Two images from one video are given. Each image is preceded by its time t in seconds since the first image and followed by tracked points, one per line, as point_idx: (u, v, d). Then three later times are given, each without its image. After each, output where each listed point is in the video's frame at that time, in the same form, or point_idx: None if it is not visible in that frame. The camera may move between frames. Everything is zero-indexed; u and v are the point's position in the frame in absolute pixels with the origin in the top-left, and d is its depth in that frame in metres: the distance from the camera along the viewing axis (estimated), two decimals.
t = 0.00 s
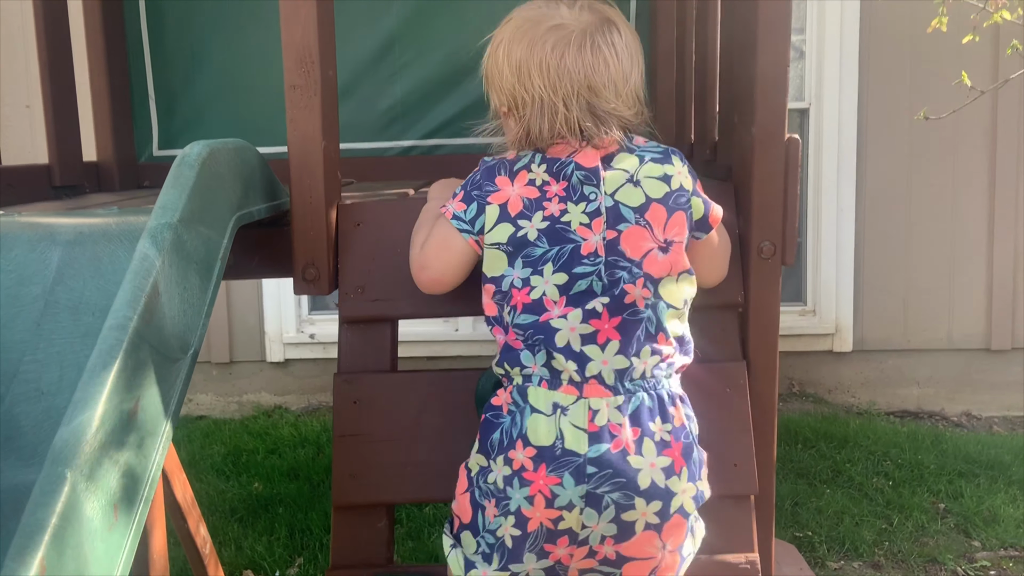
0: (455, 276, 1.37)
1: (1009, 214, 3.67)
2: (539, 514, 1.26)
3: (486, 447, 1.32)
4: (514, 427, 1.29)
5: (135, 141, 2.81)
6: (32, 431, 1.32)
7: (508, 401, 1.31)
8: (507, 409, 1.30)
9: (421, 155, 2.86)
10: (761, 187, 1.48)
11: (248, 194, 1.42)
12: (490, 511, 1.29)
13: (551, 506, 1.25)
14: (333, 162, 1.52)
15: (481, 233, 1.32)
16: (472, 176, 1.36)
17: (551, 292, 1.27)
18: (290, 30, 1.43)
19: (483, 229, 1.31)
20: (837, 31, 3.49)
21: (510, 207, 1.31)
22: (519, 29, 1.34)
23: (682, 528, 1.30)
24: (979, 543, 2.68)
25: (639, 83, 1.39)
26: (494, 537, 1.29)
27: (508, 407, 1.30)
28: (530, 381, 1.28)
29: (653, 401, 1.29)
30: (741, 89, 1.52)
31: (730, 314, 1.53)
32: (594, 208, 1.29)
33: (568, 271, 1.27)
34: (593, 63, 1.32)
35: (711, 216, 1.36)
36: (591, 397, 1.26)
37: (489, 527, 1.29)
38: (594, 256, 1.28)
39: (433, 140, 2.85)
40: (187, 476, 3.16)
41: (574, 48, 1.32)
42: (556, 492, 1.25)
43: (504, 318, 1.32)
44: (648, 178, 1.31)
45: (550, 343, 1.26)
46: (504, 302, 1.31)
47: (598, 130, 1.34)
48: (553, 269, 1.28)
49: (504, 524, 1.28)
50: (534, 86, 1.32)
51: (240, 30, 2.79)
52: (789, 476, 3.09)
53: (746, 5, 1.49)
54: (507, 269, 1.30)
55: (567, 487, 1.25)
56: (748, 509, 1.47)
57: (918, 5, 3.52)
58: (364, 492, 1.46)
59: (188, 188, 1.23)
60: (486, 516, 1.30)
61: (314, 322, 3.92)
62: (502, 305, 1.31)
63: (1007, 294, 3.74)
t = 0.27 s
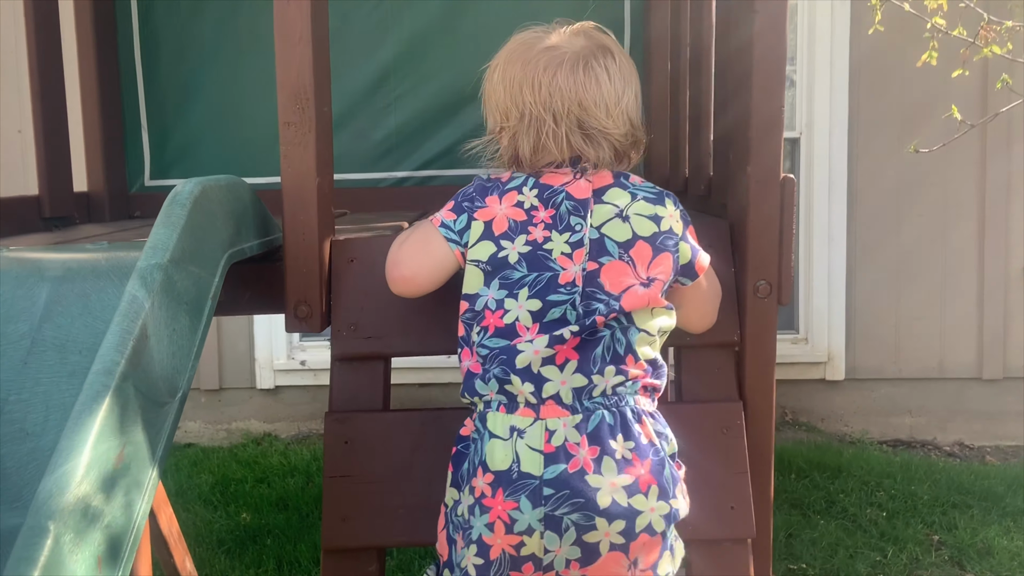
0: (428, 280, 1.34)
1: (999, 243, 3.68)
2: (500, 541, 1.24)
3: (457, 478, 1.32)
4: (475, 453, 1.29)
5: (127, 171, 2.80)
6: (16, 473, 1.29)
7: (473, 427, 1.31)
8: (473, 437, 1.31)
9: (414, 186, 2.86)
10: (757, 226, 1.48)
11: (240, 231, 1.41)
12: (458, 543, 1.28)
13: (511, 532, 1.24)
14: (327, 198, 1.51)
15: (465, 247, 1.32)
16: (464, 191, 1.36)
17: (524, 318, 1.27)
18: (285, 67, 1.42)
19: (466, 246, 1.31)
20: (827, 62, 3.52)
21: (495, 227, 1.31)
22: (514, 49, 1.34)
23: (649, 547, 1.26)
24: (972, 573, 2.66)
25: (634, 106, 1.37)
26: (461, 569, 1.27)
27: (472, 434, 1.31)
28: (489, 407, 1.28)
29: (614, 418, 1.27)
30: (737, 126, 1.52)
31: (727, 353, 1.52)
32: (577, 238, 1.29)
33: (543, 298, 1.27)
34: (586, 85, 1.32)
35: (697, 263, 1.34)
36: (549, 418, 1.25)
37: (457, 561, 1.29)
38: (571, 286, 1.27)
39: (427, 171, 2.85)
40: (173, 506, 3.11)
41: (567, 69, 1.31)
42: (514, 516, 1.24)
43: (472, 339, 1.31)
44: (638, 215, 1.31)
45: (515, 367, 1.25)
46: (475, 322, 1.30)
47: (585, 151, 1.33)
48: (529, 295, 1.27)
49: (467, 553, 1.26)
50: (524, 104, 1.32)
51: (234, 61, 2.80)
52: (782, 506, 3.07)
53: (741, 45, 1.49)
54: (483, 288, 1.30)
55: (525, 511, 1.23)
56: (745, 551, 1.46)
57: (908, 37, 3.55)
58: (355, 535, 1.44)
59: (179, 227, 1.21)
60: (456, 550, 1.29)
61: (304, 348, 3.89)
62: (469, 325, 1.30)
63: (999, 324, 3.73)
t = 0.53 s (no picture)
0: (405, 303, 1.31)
1: (987, 266, 3.69)
2: (484, 569, 1.22)
3: (440, 508, 1.30)
4: (460, 482, 1.27)
5: (115, 195, 2.78)
6: None
7: (457, 454, 1.29)
8: (456, 466, 1.29)
9: (405, 211, 2.85)
10: (747, 254, 1.47)
11: (226, 259, 1.39)
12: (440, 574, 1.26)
13: (495, 561, 1.22)
14: (315, 225, 1.50)
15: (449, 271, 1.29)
16: (446, 213, 1.33)
17: (512, 353, 1.25)
18: (273, 94, 1.42)
19: (451, 269, 1.29)
20: (815, 86, 3.54)
21: (478, 254, 1.28)
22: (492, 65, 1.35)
23: None
24: None
25: (600, 124, 1.31)
26: None
27: (455, 462, 1.29)
28: (473, 435, 1.26)
29: (599, 447, 1.26)
30: (726, 155, 1.52)
31: (718, 382, 1.51)
32: (564, 270, 1.27)
33: (530, 332, 1.25)
34: (540, 102, 1.29)
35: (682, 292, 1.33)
36: (534, 446, 1.24)
37: None
38: (559, 319, 1.26)
39: (417, 196, 2.85)
40: (159, 532, 3.07)
41: (524, 86, 1.30)
42: (499, 545, 1.21)
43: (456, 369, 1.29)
44: (626, 246, 1.29)
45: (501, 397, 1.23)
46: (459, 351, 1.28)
47: (539, 169, 1.32)
48: (515, 328, 1.25)
49: None
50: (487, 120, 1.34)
51: (224, 85, 2.79)
52: (775, 531, 3.04)
53: (731, 74, 1.50)
54: (466, 316, 1.27)
55: (511, 539, 1.21)
56: None
57: (896, 64, 3.58)
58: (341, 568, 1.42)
59: (163, 256, 1.19)
60: None
61: (293, 371, 3.86)
62: (453, 354, 1.29)
63: (989, 346, 3.73)
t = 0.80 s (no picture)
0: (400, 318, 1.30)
1: (982, 275, 3.71)
2: (490, 570, 1.22)
3: (441, 512, 1.30)
4: (463, 487, 1.26)
5: (112, 207, 2.79)
6: None
7: (458, 460, 1.28)
8: (456, 472, 1.29)
9: (401, 223, 2.86)
10: (742, 266, 1.48)
11: (223, 272, 1.39)
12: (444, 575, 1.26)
13: (501, 562, 1.22)
14: (312, 239, 1.51)
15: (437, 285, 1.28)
16: (430, 224, 1.31)
17: (510, 365, 1.24)
18: (270, 108, 1.42)
19: (439, 286, 1.28)
20: (810, 97, 3.56)
21: (465, 265, 1.27)
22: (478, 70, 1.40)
23: None
24: None
25: (556, 115, 1.28)
26: None
27: (456, 468, 1.29)
28: (475, 442, 1.26)
29: (598, 448, 1.27)
30: (721, 168, 1.53)
31: (713, 394, 1.52)
32: (553, 277, 1.26)
33: (524, 343, 1.24)
34: (499, 97, 1.30)
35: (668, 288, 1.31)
36: (537, 451, 1.24)
37: None
38: (552, 327, 1.25)
39: (414, 207, 2.86)
40: (155, 544, 3.06)
41: (489, 84, 1.33)
42: (504, 546, 1.22)
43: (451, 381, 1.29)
44: (611, 246, 1.27)
45: (501, 407, 1.23)
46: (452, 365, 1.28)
47: (502, 166, 1.33)
48: (509, 339, 1.25)
49: None
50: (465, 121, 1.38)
51: (221, 97, 2.80)
52: (771, 541, 3.05)
53: (724, 88, 1.51)
54: (457, 329, 1.27)
55: (516, 540, 1.22)
56: None
57: (890, 76, 3.60)
58: None
59: (160, 270, 1.20)
60: None
61: (290, 382, 3.86)
62: (448, 366, 1.28)
63: (984, 356, 3.74)
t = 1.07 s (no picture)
0: (402, 311, 1.29)
1: (984, 275, 3.71)
2: (496, 555, 1.22)
3: (448, 503, 1.30)
4: (469, 475, 1.27)
5: (115, 206, 2.79)
6: None
7: (462, 449, 1.29)
8: (461, 462, 1.29)
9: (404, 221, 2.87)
10: (744, 263, 1.48)
11: (228, 269, 1.40)
12: (451, 563, 1.25)
13: (508, 545, 1.22)
14: (315, 236, 1.51)
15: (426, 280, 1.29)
16: (420, 219, 1.33)
17: (498, 358, 1.25)
18: (274, 106, 1.43)
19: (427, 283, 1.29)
20: (812, 96, 3.57)
21: (450, 261, 1.28)
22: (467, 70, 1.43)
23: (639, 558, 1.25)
24: None
25: (517, 107, 1.28)
26: None
27: (461, 458, 1.29)
28: (479, 432, 1.27)
29: (601, 435, 1.28)
30: (723, 165, 1.53)
31: (715, 390, 1.52)
32: (534, 270, 1.26)
33: (510, 336, 1.25)
34: (470, 93, 1.33)
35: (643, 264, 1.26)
36: (540, 437, 1.24)
37: None
38: (537, 320, 1.25)
39: (416, 206, 2.86)
40: (159, 542, 3.06)
41: (463, 81, 1.35)
42: (511, 529, 1.22)
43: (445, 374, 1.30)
44: (586, 237, 1.27)
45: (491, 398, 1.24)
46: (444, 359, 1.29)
47: (477, 161, 1.35)
48: (495, 333, 1.25)
49: (464, 569, 1.23)
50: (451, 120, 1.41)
51: (224, 95, 2.81)
52: (774, 539, 3.05)
53: (727, 86, 1.51)
54: (444, 325, 1.27)
55: (522, 523, 1.22)
56: None
57: (893, 75, 3.60)
58: None
59: (166, 266, 1.20)
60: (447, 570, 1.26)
61: (292, 380, 3.87)
62: (438, 361, 1.29)
63: (986, 355, 3.74)
